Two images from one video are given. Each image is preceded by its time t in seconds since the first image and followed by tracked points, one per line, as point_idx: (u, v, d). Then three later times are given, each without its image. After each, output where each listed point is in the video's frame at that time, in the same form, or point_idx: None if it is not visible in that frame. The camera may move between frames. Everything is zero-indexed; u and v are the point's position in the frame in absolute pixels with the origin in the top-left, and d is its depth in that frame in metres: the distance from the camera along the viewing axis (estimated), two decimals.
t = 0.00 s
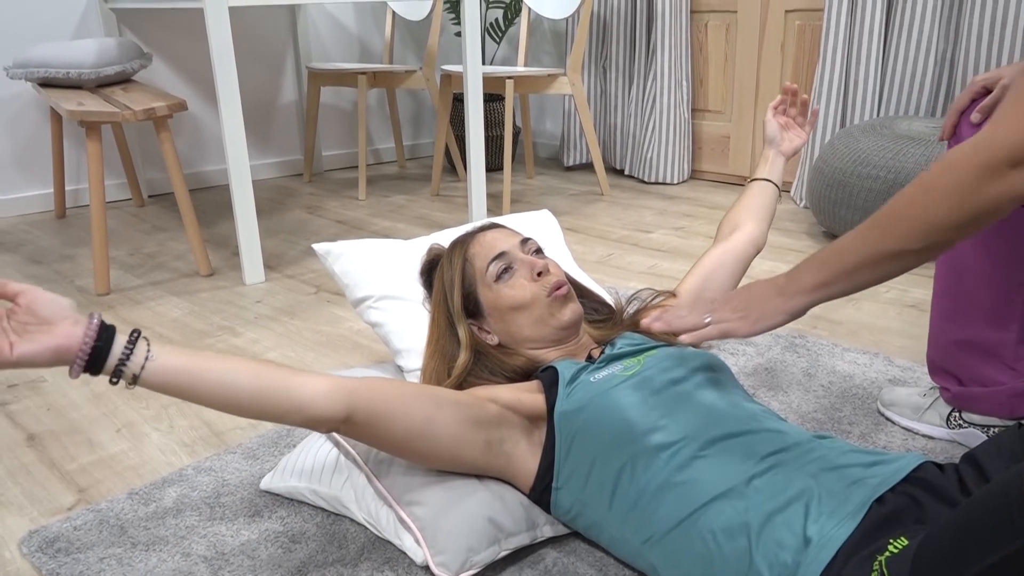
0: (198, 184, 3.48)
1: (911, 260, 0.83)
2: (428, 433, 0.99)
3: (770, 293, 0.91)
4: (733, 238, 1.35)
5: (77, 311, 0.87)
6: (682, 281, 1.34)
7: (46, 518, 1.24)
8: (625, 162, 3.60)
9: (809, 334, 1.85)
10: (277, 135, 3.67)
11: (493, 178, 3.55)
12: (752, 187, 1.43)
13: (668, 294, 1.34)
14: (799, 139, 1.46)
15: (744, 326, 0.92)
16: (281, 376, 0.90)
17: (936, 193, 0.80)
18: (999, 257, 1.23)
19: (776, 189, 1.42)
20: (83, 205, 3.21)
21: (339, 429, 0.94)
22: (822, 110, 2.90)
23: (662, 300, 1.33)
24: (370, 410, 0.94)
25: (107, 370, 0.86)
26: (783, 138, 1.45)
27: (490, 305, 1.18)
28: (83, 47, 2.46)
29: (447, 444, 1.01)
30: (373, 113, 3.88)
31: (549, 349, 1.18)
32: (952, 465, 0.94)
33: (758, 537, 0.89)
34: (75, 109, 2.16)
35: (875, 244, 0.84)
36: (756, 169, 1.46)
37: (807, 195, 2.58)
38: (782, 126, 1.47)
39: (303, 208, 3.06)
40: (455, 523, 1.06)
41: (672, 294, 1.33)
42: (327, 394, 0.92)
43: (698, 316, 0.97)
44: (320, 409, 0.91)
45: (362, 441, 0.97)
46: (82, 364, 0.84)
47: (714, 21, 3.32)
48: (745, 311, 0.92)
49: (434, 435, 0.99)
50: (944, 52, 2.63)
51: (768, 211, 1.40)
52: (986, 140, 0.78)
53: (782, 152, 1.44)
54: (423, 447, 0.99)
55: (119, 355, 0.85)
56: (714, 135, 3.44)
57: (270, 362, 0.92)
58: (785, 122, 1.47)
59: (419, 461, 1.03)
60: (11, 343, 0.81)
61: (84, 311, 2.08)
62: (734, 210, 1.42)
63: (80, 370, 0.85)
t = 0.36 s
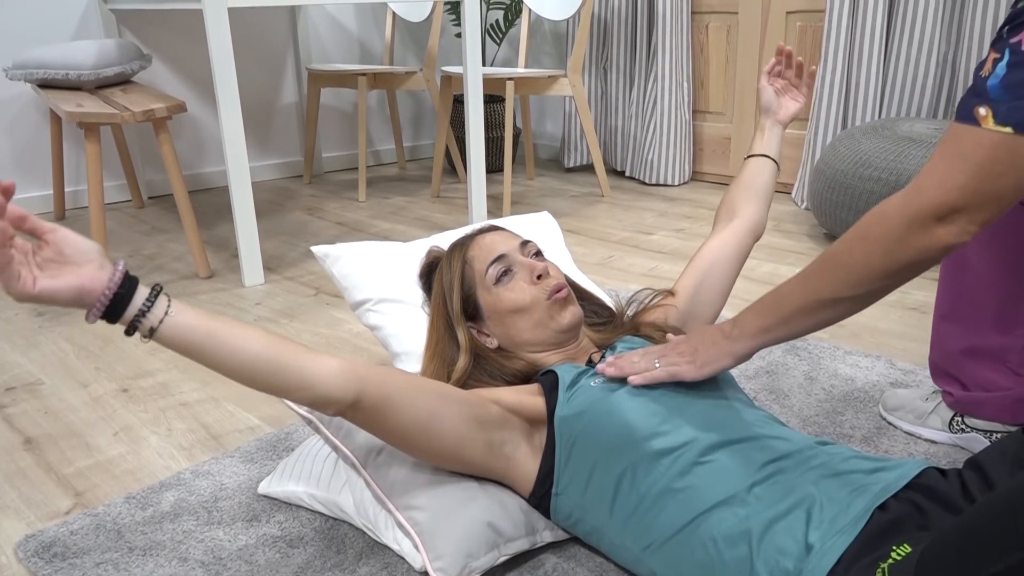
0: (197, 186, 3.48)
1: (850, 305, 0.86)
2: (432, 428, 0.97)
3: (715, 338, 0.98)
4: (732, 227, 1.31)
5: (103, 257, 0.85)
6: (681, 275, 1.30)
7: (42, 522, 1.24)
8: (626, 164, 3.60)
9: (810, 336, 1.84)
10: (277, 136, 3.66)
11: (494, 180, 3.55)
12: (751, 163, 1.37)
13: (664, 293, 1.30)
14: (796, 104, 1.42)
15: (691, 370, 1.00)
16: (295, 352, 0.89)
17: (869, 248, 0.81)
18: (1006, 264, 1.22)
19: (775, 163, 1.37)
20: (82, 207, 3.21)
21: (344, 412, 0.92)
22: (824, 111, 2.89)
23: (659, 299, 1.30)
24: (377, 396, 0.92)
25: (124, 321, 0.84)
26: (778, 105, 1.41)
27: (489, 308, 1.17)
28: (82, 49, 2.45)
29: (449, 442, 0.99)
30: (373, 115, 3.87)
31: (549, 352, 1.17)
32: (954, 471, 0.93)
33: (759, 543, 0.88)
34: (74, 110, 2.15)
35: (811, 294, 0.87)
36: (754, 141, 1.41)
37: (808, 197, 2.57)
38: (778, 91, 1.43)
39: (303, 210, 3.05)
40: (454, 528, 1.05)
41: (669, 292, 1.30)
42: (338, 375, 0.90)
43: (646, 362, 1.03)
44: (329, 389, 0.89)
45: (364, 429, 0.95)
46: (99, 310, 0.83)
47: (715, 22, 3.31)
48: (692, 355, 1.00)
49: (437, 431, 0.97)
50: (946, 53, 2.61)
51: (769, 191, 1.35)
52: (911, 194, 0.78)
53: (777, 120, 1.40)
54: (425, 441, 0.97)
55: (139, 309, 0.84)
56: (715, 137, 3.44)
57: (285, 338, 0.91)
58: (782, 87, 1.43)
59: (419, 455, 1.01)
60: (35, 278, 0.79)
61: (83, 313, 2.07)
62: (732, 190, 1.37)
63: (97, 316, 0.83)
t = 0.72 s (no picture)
0: (198, 189, 3.47)
1: (849, 326, 0.86)
2: (440, 422, 0.95)
3: (714, 355, 0.99)
4: (731, 221, 1.29)
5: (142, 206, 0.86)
6: (679, 275, 1.28)
7: (40, 529, 1.23)
8: (628, 167, 3.59)
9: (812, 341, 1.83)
10: (278, 139, 3.66)
11: (495, 183, 3.54)
12: (746, 148, 1.35)
13: (663, 295, 1.29)
14: (789, 80, 1.40)
15: (689, 387, 1.00)
16: (317, 327, 0.87)
17: (867, 269, 0.82)
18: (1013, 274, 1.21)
19: (772, 147, 1.35)
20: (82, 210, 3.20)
21: (356, 395, 0.90)
22: (826, 114, 2.88)
23: (659, 302, 1.28)
24: (391, 382, 0.90)
25: (154, 268, 0.84)
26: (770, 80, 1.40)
27: (490, 313, 1.16)
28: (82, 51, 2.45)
29: (454, 438, 0.97)
30: (374, 117, 3.87)
31: (550, 358, 1.16)
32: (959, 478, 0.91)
33: (762, 553, 0.87)
34: (74, 114, 2.14)
35: (811, 314, 0.87)
36: (749, 122, 1.39)
37: (811, 201, 2.57)
38: (769, 67, 1.42)
39: (303, 213, 3.05)
40: (454, 535, 1.04)
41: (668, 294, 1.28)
42: (354, 356, 0.88)
43: (644, 376, 1.03)
44: (343, 369, 0.87)
45: (372, 415, 0.92)
46: (131, 253, 0.83)
47: (717, 25, 3.31)
48: (689, 371, 1.01)
49: (443, 425, 0.95)
50: (948, 57, 2.60)
51: (767, 179, 1.33)
52: (911, 217, 0.79)
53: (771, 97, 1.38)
54: (429, 434, 0.95)
55: (172, 255, 0.84)
56: (716, 140, 3.43)
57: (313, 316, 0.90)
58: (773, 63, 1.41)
59: (421, 449, 0.99)
60: (74, 210, 0.79)
61: (82, 317, 2.07)
62: (729, 179, 1.34)
63: (129, 258, 0.83)
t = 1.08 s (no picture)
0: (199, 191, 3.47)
1: (847, 328, 0.86)
2: (447, 413, 0.93)
3: (712, 361, 0.99)
4: (725, 214, 1.27)
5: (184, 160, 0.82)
6: (675, 272, 1.26)
7: (38, 531, 1.23)
8: (628, 168, 3.59)
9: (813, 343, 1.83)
10: (279, 141, 3.66)
11: (496, 185, 3.54)
12: (739, 131, 1.31)
13: (661, 293, 1.27)
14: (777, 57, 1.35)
15: (687, 392, 0.99)
16: (339, 302, 0.84)
17: (866, 271, 0.81)
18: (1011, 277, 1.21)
19: (766, 129, 1.30)
20: (83, 212, 3.20)
21: (371, 376, 0.87)
22: (826, 116, 2.88)
23: (657, 301, 1.27)
24: (406, 368, 0.88)
25: (186, 224, 0.80)
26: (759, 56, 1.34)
27: (489, 315, 1.16)
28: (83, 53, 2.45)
29: (458, 431, 0.95)
30: (375, 119, 3.87)
31: (550, 360, 1.15)
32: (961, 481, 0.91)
33: (763, 556, 0.86)
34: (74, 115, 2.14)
35: (809, 317, 0.87)
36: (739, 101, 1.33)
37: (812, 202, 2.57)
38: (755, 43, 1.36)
39: (304, 215, 3.04)
40: (454, 538, 1.04)
41: (665, 292, 1.27)
42: (372, 336, 0.86)
43: (643, 380, 1.02)
44: (362, 347, 0.84)
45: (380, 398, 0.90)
46: (165, 206, 0.79)
47: (717, 27, 3.30)
48: (688, 376, 1.00)
49: (449, 418, 0.93)
50: (949, 57, 2.60)
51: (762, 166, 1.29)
52: (908, 219, 0.78)
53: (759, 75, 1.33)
54: (436, 425, 0.93)
55: (209, 213, 0.80)
56: (717, 141, 3.43)
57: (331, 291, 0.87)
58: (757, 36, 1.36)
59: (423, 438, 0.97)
60: (117, 153, 0.76)
61: (82, 319, 2.06)
62: (722, 166, 1.31)
63: (164, 209, 0.79)
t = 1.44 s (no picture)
0: (202, 201, 3.48)
1: (848, 338, 0.85)
2: (460, 414, 0.93)
3: (715, 372, 0.98)
4: (724, 219, 1.24)
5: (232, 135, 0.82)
6: (676, 280, 1.24)
7: (42, 543, 1.22)
8: (631, 177, 3.59)
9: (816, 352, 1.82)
10: (283, 152, 3.67)
11: (499, 194, 3.54)
12: (736, 128, 1.27)
13: (662, 302, 1.26)
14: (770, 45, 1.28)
15: (690, 404, 0.99)
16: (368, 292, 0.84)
17: (866, 281, 0.81)
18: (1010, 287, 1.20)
19: (764, 125, 1.27)
20: (87, 222, 3.21)
21: (390, 369, 0.87)
22: (828, 124, 2.89)
23: (658, 309, 1.26)
24: (424, 364, 0.88)
25: (228, 195, 0.80)
26: (755, 46, 1.28)
27: (493, 326, 1.16)
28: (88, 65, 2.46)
29: (469, 433, 0.95)
30: (378, 129, 3.88)
31: (554, 371, 1.15)
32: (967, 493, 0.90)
33: (768, 568, 0.86)
34: (78, 126, 2.15)
35: (810, 327, 0.87)
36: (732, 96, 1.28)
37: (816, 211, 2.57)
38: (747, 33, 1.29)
39: (308, 225, 3.05)
40: (458, 550, 1.04)
41: (666, 301, 1.26)
42: (394, 329, 0.86)
43: (646, 392, 1.02)
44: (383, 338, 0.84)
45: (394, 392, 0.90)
46: (210, 176, 0.79)
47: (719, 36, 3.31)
48: (691, 388, 1.00)
49: (459, 420, 0.93)
50: (952, 66, 2.60)
51: (760, 165, 1.26)
52: (908, 229, 0.78)
53: (755, 67, 1.28)
54: (446, 425, 0.93)
55: (253, 185, 0.80)
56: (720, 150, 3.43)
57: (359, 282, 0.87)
58: (749, 26, 1.29)
59: (433, 439, 0.96)
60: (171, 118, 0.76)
61: (85, 329, 2.07)
62: (719, 166, 1.28)
63: (209, 178, 0.79)
